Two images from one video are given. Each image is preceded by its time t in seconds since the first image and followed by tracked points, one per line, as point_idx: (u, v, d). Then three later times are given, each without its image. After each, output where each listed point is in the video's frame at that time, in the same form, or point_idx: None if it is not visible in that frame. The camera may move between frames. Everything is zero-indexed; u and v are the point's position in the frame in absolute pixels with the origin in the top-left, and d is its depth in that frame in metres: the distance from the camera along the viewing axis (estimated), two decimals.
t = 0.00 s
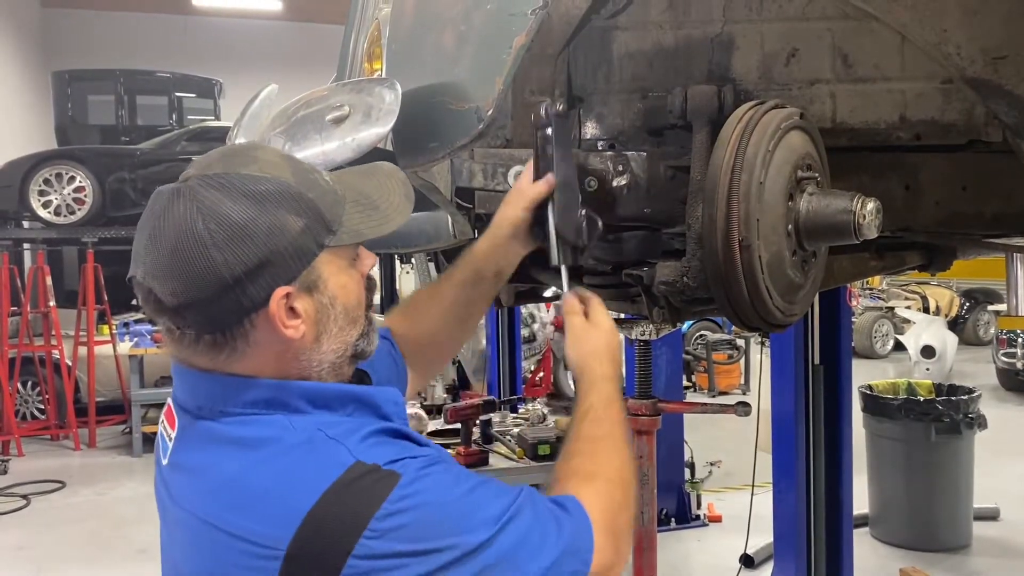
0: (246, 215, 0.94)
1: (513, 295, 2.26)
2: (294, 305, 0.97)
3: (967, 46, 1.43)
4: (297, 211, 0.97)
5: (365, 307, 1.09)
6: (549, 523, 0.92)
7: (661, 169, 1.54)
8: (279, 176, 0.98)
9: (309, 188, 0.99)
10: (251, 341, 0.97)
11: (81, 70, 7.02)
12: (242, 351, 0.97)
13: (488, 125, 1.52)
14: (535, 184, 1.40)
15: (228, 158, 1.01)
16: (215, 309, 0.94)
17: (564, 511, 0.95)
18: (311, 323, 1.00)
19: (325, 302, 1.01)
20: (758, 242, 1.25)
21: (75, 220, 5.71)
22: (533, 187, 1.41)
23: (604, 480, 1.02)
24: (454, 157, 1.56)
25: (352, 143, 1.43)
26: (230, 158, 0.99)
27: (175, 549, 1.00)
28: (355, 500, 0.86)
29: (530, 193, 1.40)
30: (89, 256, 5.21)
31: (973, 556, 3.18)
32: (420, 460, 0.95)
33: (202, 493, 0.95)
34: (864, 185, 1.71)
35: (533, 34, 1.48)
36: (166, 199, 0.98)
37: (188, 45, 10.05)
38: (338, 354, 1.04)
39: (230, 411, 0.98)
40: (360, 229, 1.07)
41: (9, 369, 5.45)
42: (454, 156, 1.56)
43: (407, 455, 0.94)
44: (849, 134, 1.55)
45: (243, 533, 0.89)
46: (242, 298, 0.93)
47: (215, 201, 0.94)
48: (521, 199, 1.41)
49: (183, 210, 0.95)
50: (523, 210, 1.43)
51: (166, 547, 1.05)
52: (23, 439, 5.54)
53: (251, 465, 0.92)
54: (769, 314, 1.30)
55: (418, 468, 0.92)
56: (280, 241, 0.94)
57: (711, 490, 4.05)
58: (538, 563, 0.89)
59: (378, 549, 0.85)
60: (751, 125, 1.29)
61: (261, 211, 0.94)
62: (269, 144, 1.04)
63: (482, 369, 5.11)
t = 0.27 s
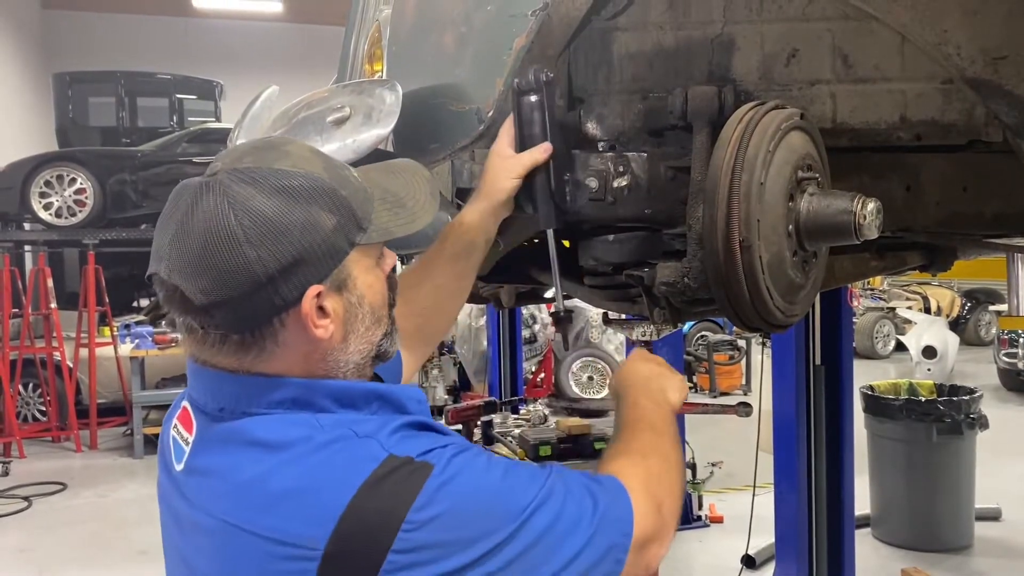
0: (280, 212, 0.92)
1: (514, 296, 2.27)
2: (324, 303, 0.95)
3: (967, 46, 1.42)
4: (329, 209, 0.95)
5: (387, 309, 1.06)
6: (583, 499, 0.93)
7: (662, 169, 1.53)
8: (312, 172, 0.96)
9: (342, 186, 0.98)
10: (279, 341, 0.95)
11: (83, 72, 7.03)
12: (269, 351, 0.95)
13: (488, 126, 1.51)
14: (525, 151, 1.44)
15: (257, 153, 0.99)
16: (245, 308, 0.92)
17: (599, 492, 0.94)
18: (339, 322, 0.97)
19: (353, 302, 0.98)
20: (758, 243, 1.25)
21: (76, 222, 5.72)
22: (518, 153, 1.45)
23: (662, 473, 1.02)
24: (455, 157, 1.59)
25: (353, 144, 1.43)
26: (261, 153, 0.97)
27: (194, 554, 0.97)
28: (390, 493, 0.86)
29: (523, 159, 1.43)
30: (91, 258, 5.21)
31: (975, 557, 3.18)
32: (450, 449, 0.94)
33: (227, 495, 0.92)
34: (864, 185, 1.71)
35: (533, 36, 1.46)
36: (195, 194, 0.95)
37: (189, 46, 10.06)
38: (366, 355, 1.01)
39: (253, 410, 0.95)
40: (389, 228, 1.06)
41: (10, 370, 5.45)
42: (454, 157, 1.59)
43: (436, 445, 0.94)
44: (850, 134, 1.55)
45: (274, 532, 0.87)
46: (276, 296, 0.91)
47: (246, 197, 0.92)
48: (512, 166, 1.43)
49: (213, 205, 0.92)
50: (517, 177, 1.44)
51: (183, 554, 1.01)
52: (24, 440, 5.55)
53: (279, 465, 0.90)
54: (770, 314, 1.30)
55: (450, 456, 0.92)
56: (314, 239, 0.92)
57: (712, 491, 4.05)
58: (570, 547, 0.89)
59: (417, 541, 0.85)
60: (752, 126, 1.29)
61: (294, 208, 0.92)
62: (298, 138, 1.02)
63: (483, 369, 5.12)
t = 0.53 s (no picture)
0: (277, 223, 0.92)
1: (514, 298, 2.27)
2: (320, 312, 0.95)
3: (967, 47, 1.43)
4: (328, 222, 0.95)
5: (388, 316, 1.07)
6: (576, 427, 0.98)
7: (662, 171, 1.53)
8: (313, 185, 0.97)
9: (342, 200, 0.98)
10: (275, 348, 0.95)
11: (83, 74, 7.04)
12: (266, 356, 0.96)
13: (489, 128, 1.52)
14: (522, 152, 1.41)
15: (262, 165, 1.00)
16: (241, 316, 0.93)
17: (585, 410, 1.00)
18: (335, 330, 0.97)
19: (351, 311, 0.98)
20: (759, 244, 1.26)
21: (77, 224, 5.72)
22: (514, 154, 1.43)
23: (635, 383, 1.10)
24: (456, 159, 1.56)
25: (355, 146, 1.44)
26: (264, 164, 0.98)
27: (220, 554, 0.98)
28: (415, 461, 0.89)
29: (520, 160, 1.40)
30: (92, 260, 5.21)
31: (977, 557, 3.18)
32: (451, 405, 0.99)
33: (248, 487, 0.94)
34: (864, 185, 1.72)
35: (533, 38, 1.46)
36: (200, 203, 0.97)
37: (189, 48, 10.06)
38: (368, 360, 1.01)
39: (259, 410, 0.97)
40: (389, 241, 1.06)
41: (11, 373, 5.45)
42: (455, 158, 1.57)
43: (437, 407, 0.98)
44: (850, 136, 1.54)
45: (305, 513, 0.90)
46: (272, 305, 0.92)
47: (246, 207, 0.93)
48: (510, 167, 1.41)
49: (214, 215, 0.94)
50: (513, 178, 1.41)
51: (206, 559, 1.02)
52: (26, 442, 5.55)
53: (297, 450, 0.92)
54: (771, 315, 1.31)
55: (453, 413, 0.96)
56: (310, 251, 0.93)
57: (713, 492, 4.05)
58: (570, 467, 0.95)
59: (442, 492, 0.89)
60: (752, 128, 1.29)
61: (291, 219, 0.93)
62: (302, 151, 1.03)
63: (484, 371, 5.12)
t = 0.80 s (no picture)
0: (289, 239, 0.94)
1: (515, 299, 2.27)
2: (323, 324, 0.96)
3: (967, 47, 1.43)
4: (336, 241, 0.97)
5: (388, 328, 1.07)
6: (566, 429, 0.98)
7: (662, 171, 1.54)
8: (323, 205, 0.99)
9: (350, 219, 1.00)
10: (279, 358, 0.96)
11: (84, 76, 7.04)
12: (269, 365, 0.96)
13: (489, 130, 1.51)
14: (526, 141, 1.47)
15: (274, 181, 1.02)
16: (248, 327, 0.94)
17: (573, 409, 1.00)
18: (337, 342, 0.98)
19: (353, 324, 0.99)
20: (759, 245, 1.25)
21: (78, 226, 5.73)
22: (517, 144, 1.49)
23: (623, 382, 1.09)
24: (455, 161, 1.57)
25: (356, 148, 1.45)
26: (277, 182, 1.00)
27: (232, 559, 0.99)
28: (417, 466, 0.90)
29: (525, 150, 1.46)
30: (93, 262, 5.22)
31: (978, 557, 3.18)
32: (448, 412, 0.98)
33: (255, 495, 0.95)
34: (865, 186, 1.72)
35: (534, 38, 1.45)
36: (212, 216, 0.98)
37: (189, 50, 10.07)
38: (368, 372, 1.02)
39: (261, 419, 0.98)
40: (392, 259, 1.06)
41: (13, 374, 5.46)
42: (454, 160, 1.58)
43: (436, 413, 0.98)
44: (850, 136, 1.54)
45: (312, 521, 0.90)
46: (279, 319, 0.93)
47: (259, 223, 0.95)
48: (516, 156, 1.46)
49: (227, 229, 0.95)
50: (518, 167, 1.46)
51: (219, 562, 1.03)
52: (27, 444, 5.55)
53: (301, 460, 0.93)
54: (771, 316, 1.31)
55: (451, 420, 0.97)
56: (318, 267, 0.94)
57: (714, 492, 4.05)
58: (564, 465, 0.96)
59: (446, 497, 0.89)
60: (752, 129, 1.29)
61: (302, 237, 0.95)
62: (313, 169, 1.05)
63: (485, 371, 5.13)
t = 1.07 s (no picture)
0: (292, 244, 0.94)
1: (515, 300, 2.28)
2: (324, 327, 0.97)
3: (967, 47, 1.42)
4: (338, 246, 0.97)
5: (390, 329, 1.09)
6: (565, 520, 0.94)
7: (662, 172, 1.55)
8: (326, 211, 0.99)
9: (353, 224, 1.00)
10: (281, 360, 0.97)
11: (84, 78, 7.05)
12: (270, 367, 0.98)
13: (488, 130, 1.50)
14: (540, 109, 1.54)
15: (279, 185, 1.03)
16: (250, 330, 0.95)
17: (577, 503, 0.97)
18: (338, 345, 0.99)
19: (354, 328, 1.00)
20: (759, 245, 1.25)
21: (78, 228, 5.73)
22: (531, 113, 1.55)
23: (634, 484, 1.04)
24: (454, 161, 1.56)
25: (353, 148, 1.45)
26: (280, 188, 1.00)
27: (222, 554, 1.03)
28: (387, 504, 0.88)
29: (542, 115, 1.53)
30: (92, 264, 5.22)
31: (979, 558, 3.18)
32: (446, 463, 0.95)
33: (241, 500, 0.97)
34: (864, 187, 1.72)
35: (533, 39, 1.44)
36: (217, 220, 0.99)
37: (189, 52, 10.07)
38: (366, 373, 1.04)
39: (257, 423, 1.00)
40: (394, 263, 1.07)
41: (13, 376, 5.46)
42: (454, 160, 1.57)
43: (431, 456, 0.95)
44: (850, 136, 1.54)
45: (285, 538, 0.91)
46: (281, 323, 0.94)
47: (262, 228, 0.95)
48: (534, 123, 1.52)
49: (231, 234, 0.96)
50: (538, 133, 1.52)
51: (215, 552, 1.07)
52: (28, 446, 5.55)
53: (287, 473, 0.94)
54: (771, 317, 1.31)
55: (446, 469, 0.94)
56: (320, 272, 0.95)
57: (714, 493, 4.05)
58: (552, 555, 0.91)
59: (413, 550, 0.87)
60: (751, 130, 1.29)
61: (305, 242, 0.95)
62: (318, 175, 1.05)
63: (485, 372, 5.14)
